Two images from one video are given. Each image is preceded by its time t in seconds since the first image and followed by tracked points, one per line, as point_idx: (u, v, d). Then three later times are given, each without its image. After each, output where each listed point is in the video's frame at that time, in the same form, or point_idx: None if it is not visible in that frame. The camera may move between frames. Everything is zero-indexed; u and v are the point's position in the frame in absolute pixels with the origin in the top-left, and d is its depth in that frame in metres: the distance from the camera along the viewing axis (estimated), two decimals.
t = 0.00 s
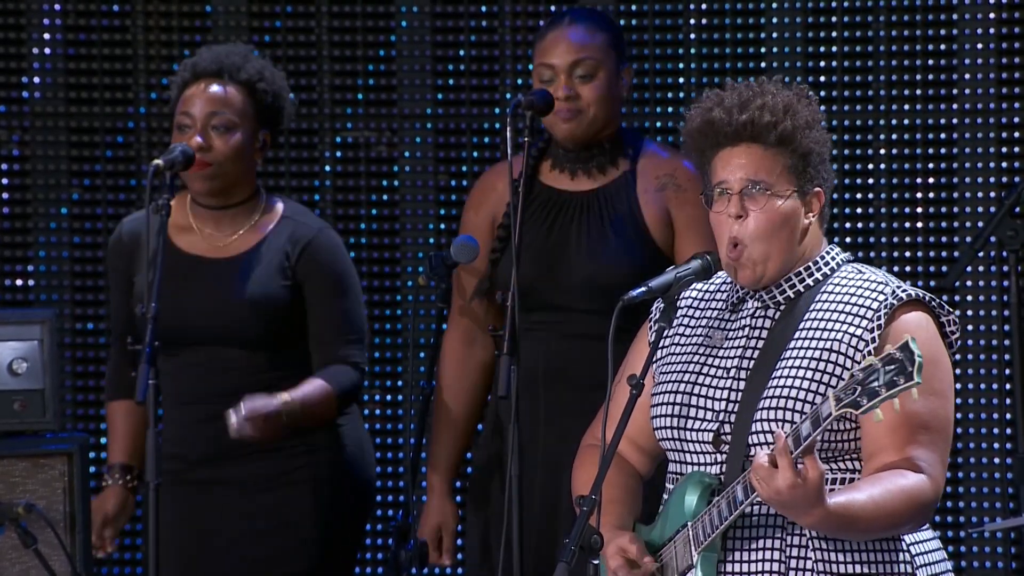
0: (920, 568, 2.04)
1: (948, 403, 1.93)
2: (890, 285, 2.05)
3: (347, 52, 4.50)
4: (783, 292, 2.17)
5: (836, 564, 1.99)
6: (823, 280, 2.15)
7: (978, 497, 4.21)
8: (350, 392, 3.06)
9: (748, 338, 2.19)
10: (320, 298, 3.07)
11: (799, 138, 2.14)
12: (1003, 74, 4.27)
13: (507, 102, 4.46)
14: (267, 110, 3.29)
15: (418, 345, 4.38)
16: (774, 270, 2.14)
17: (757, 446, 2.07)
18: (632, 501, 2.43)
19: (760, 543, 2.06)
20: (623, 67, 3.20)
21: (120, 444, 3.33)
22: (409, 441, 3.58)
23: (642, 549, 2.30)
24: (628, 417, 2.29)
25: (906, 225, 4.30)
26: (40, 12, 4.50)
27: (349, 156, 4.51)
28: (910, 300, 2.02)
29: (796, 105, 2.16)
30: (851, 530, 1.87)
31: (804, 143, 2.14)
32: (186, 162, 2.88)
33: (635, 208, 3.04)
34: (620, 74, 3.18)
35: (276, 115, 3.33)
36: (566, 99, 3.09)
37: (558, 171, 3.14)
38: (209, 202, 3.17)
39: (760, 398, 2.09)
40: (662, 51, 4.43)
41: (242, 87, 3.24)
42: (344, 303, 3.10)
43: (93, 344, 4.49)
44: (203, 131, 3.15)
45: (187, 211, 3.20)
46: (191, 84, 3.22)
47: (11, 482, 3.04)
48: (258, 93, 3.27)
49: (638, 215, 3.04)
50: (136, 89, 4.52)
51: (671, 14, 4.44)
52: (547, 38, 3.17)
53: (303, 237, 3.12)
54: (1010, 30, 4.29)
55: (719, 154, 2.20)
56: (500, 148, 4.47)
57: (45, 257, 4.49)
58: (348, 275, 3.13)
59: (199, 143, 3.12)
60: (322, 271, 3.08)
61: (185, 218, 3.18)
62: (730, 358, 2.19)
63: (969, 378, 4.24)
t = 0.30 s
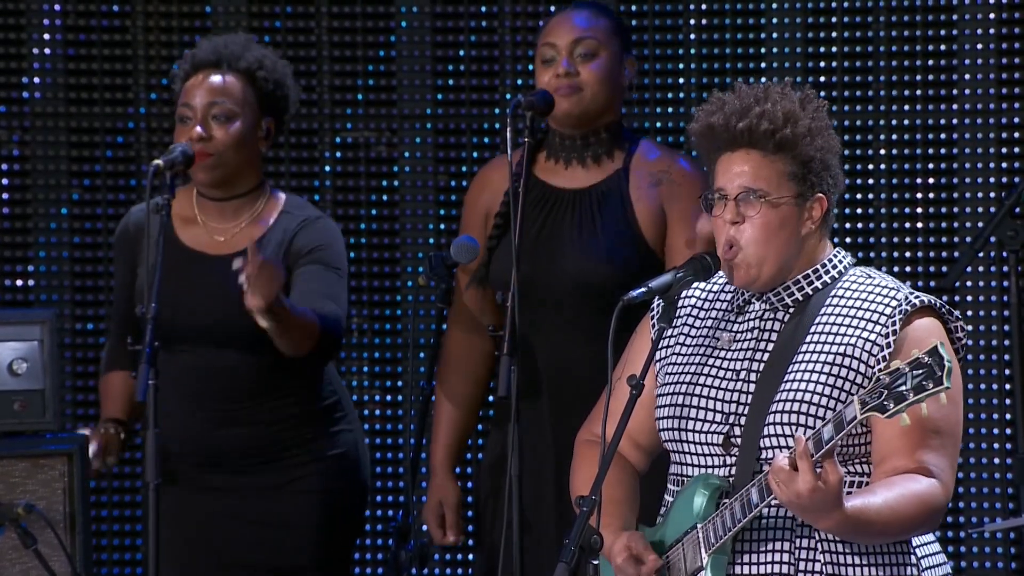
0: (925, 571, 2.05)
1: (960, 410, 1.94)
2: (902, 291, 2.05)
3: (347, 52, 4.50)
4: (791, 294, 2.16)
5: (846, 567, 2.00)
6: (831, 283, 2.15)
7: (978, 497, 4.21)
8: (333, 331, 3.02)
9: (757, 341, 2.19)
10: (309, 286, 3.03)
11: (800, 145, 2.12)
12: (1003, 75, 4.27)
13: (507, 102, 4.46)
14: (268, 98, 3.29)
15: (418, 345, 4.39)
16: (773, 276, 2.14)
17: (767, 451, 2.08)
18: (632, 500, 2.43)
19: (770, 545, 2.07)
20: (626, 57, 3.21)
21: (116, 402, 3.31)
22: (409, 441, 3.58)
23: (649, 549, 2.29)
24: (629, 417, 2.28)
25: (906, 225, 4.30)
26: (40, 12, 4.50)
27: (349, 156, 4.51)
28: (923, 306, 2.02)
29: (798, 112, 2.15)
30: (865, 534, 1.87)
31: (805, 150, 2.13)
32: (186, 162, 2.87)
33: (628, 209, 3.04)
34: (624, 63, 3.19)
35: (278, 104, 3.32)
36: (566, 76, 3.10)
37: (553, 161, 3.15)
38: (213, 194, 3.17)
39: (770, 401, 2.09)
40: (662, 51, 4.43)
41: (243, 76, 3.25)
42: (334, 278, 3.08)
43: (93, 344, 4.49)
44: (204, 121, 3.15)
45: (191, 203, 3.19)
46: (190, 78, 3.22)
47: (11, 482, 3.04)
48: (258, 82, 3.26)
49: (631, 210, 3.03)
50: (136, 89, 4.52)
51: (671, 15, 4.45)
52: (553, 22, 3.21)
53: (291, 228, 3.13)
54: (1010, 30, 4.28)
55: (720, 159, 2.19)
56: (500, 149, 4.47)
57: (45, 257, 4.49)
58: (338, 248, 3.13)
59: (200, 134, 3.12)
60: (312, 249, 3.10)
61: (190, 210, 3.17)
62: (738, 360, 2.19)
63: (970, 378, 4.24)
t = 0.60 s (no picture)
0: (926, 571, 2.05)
1: (961, 415, 1.94)
2: (904, 295, 2.05)
3: (347, 52, 4.50)
4: (793, 297, 2.16)
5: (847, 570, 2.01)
6: (833, 286, 2.15)
7: (978, 497, 4.21)
8: (378, 324, 3.15)
9: (759, 345, 2.18)
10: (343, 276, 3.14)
11: (799, 147, 2.12)
12: (1003, 74, 4.28)
13: (507, 102, 4.46)
14: (268, 80, 3.27)
15: (418, 345, 4.39)
16: (777, 277, 2.15)
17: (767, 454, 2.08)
18: (632, 502, 2.43)
19: (769, 547, 2.08)
20: (629, 40, 3.18)
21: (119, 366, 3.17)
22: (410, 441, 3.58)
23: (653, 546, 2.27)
24: (628, 417, 2.29)
25: (906, 225, 4.30)
26: (40, 12, 4.50)
27: (349, 155, 4.51)
28: (924, 311, 2.02)
29: (799, 113, 2.15)
30: (867, 540, 1.87)
31: (804, 152, 2.12)
32: (186, 161, 2.88)
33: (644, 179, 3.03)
34: (626, 48, 3.17)
35: (278, 84, 3.30)
36: (570, 73, 3.08)
37: (563, 138, 3.12)
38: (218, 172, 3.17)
39: (772, 404, 2.09)
40: (662, 50, 4.43)
41: (239, 59, 3.23)
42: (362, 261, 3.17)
43: (93, 343, 4.49)
44: (203, 108, 3.14)
45: (200, 181, 3.19)
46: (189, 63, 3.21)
47: (11, 482, 3.04)
48: (257, 65, 3.25)
49: (647, 183, 3.03)
50: (136, 89, 4.52)
51: (671, 14, 4.45)
52: (552, 14, 3.17)
53: (321, 199, 3.17)
54: (1010, 30, 4.29)
55: (720, 161, 2.20)
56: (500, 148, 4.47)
57: (45, 257, 4.49)
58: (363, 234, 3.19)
59: (200, 121, 3.11)
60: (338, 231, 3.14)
61: (200, 188, 3.17)
62: (739, 364, 2.19)
63: (970, 378, 4.24)
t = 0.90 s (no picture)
0: (924, 571, 2.05)
1: (958, 418, 1.94)
2: (906, 299, 2.04)
3: (347, 52, 4.50)
4: (795, 300, 2.16)
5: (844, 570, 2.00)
6: (836, 289, 2.15)
7: (978, 497, 4.21)
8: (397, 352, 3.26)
9: (759, 347, 2.18)
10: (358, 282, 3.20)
11: (803, 146, 2.12)
12: (1003, 74, 4.28)
13: (507, 102, 4.46)
14: (264, 89, 3.26)
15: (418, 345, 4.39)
16: (784, 275, 2.15)
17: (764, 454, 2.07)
18: (634, 502, 2.42)
19: (764, 547, 2.08)
20: (618, 60, 3.15)
21: (116, 404, 3.17)
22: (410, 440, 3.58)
23: (650, 544, 2.28)
24: (629, 417, 2.29)
25: (906, 225, 4.30)
26: (40, 12, 4.50)
27: (349, 155, 4.51)
28: (924, 315, 2.01)
29: (803, 111, 2.14)
30: (855, 540, 1.87)
31: (809, 150, 2.12)
32: (186, 162, 2.87)
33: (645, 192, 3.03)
34: (613, 69, 3.14)
35: (275, 91, 3.31)
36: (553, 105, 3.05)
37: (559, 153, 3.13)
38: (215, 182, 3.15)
39: (770, 404, 2.09)
40: (662, 50, 4.43)
41: (237, 70, 3.21)
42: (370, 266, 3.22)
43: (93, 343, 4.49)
44: (199, 120, 3.12)
45: (195, 189, 3.16)
46: (185, 72, 3.19)
47: (11, 482, 3.04)
48: (254, 75, 3.24)
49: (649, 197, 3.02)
50: (136, 89, 4.52)
51: (671, 14, 4.44)
52: (536, 39, 3.15)
53: (326, 202, 3.19)
54: (1010, 29, 4.29)
55: (725, 159, 2.20)
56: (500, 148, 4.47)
57: (45, 257, 4.49)
58: (370, 240, 3.24)
59: (196, 133, 3.09)
60: (347, 235, 3.18)
61: (194, 196, 3.14)
62: (739, 365, 2.19)
63: (971, 378, 4.24)
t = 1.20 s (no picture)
0: (922, 570, 2.04)
1: (951, 419, 1.93)
2: (904, 299, 2.03)
3: (346, 52, 4.50)
4: (795, 300, 2.16)
5: (841, 569, 1.99)
6: (836, 290, 2.14)
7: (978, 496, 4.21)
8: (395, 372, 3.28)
9: (758, 347, 2.18)
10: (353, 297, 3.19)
11: (803, 144, 2.12)
12: (1003, 74, 4.28)
13: (507, 101, 4.47)
14: (259, 95, 3.26)
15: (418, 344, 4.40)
16: (779, 275, 2.15)
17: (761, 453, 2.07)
18: (637, 504, 2.43)
19: (759, 547, 2.07)
20: (608, 62, 3.14)
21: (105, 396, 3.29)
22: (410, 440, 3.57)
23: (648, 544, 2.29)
24: (630, 418, 2.28)
25: (906, 224, 4.30)
26: (40, 11, 4.50)
27: (349, 155, 4.51)
28: (923, 315, 1.99)
29: (805, 111, 2.14)
30: (839, 537, 1.87)
31: (812, 149, 2.12)
32: (186, 161, 2.87)
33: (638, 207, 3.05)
34: (601, 70, 3.11)
35: (268, 100, 3.30)
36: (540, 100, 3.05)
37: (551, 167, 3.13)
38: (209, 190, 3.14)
39: (768, 403, 2.09)
40: (662, 49, 4.43)
41: (231, 74, 3.21)
42: (363, 282, 3.20)
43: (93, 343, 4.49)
44: (194, 119, 3.11)
45: (187, 204, 3.17)
46: (181, 74, 3.18)
47: (11, 481, 3.04)
48: (249, 78, 3.23)
49: (642, 213, 3.04)
50: (136, 88, 4.52)
51: (671, 13, 4.44)
52: (528, 39, 3.14)
53: (316, 220, 3.17)
54: (1010, 29, 4.29)
55: (726, 158, 2.20)
56: (500, 148, 4.47)
57: (45, 256, 4.49)
58: (361, 252, 3.22)
59: (191, 131, 3.08)
60: (341, 251, 3.16)
61: (186, 210, 3.15)
62: (739, 365, 2.19)
63: (971, 377, 4.24)
